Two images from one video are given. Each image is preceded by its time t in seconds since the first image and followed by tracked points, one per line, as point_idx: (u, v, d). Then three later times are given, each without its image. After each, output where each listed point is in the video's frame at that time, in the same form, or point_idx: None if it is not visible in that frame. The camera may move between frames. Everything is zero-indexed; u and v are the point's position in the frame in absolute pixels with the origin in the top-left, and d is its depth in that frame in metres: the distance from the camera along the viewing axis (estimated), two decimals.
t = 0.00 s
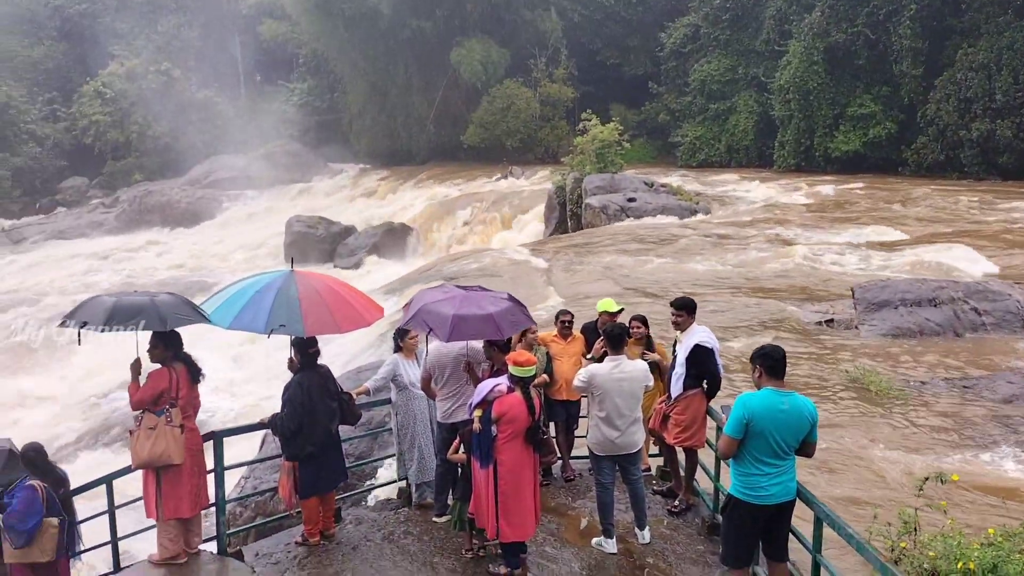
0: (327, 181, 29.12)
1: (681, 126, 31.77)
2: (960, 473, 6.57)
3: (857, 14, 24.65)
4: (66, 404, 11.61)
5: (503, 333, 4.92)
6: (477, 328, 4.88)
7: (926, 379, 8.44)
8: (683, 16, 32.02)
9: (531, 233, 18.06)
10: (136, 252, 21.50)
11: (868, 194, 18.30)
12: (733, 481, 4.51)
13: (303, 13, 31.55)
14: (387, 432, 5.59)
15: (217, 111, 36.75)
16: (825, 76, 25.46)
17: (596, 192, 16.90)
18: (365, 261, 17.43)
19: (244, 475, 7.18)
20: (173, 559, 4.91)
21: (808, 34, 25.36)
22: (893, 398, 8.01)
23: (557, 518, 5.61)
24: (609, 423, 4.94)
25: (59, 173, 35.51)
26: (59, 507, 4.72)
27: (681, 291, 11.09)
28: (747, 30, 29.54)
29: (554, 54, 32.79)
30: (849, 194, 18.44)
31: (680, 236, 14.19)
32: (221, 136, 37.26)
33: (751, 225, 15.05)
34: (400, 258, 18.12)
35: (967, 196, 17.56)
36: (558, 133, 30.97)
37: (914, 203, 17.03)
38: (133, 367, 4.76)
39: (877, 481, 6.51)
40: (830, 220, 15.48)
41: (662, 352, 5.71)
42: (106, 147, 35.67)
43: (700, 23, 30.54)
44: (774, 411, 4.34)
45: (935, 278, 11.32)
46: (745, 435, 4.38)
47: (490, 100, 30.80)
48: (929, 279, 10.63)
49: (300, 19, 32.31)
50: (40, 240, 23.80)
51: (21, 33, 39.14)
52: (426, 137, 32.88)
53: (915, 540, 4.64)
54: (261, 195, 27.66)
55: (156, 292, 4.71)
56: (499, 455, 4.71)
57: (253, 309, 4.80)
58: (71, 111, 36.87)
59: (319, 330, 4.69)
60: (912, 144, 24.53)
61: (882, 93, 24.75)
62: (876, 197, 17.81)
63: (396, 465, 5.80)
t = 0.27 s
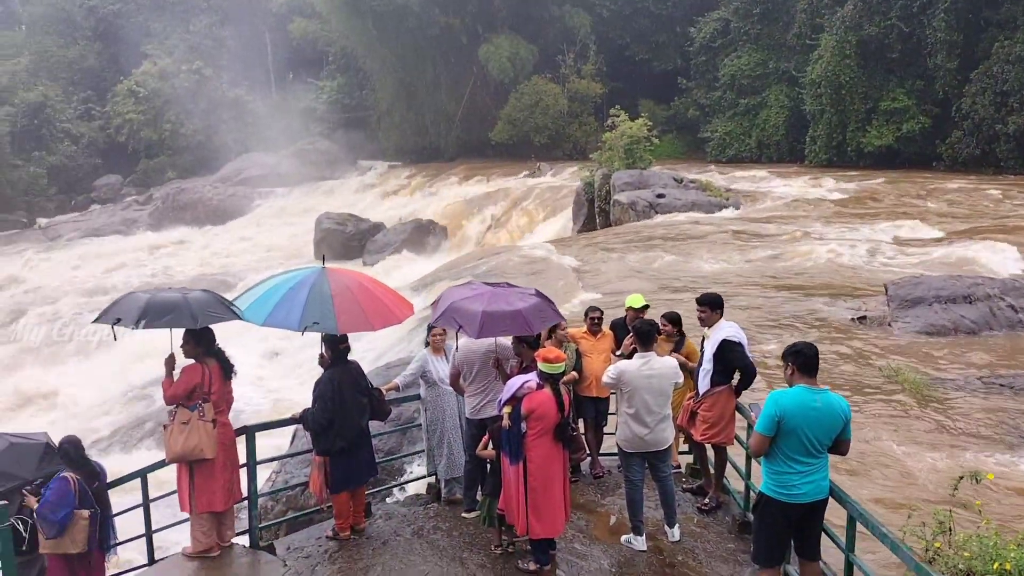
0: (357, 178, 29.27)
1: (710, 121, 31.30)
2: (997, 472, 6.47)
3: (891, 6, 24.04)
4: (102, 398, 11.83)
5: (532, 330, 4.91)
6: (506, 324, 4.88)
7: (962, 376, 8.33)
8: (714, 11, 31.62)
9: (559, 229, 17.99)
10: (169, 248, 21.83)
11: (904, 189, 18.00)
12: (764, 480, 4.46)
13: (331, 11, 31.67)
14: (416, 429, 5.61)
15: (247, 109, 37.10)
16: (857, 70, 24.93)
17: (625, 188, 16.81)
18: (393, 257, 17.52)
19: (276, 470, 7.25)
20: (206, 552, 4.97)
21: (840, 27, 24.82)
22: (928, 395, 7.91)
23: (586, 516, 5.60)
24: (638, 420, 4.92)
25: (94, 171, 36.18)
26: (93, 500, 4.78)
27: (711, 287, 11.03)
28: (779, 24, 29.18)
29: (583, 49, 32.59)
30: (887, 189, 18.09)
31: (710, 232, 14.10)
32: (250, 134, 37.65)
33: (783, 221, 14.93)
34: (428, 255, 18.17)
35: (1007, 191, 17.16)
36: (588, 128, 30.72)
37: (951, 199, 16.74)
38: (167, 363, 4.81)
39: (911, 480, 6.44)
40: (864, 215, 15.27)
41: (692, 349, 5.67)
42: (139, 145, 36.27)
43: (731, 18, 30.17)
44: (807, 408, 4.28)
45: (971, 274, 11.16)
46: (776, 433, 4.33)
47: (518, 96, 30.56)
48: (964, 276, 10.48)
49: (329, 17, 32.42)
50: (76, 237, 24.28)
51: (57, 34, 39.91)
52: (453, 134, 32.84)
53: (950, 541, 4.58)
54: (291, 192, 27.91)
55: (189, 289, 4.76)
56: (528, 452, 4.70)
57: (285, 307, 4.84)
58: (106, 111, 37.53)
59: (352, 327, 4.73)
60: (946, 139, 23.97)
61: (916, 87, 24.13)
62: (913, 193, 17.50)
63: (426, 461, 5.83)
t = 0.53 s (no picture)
0: (374, 177, 29.32)
1: (729, 120, 30.99)
2: (1020, 475, 6.40)
3: (912, 4, 23.77)
4: (123, 395, 11.93)
5: (550, 329, 4.91)
6: (524, 323, 4.88)
7: (984, 377, 8.26)
8: (732, 10, 31.34)
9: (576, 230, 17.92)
10: (188, 247, 21.99)
11: (927, 189, 17.78)
12: (784, 481, 4.42)
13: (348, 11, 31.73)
14: (433, 428, 5.62)
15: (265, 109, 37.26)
16: (878, 68, 24.55)
17: (643, 187, 16.74)
18: (410, 257, 17.55)
19: (294, 468, 7.28)
20: (226, 549, 4.99)
21: (861, 26, 24.53)
22: (950, 397, 7.84)
23: (604, 516, 5.60)
24: (657, 420, 4.90)
25: (115, 170, 36.56)
26: (114, 496, 4.82)
27: (730, 287, 10.97)
28: (798, 23, 28.88)
29: (601, 48, 32.12)
30: (910, 190, 17.85)
31: (729, 231, 14.02)
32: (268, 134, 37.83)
33: (802, 220, 14.87)
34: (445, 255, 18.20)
35: None
36: (605, 127, 30.40)
37: (974, 199, 16.53)
38: (187, 362, 4.84)
39: (932, 482, 6.39)
40: (885, 215, 15.14)
41: (710, 349, 5.65)
42: (160, 145, 36.58)
43: (750, 16, 29.92)
44: (827, 409, 4.24)
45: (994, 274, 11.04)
46: (796, 434, 4.30)
47: (536, 96, 30.40)
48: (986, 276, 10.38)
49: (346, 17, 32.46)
50: (97, 236, 24.52)
51: (79, 35, 40.31)
52: (471, 133, 32.76)
53: (972, 543, 4.53)
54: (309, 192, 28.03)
55: (207, 290, 4.77)
56: (546, 452, 4.69)
57: (306, 308, 4.85)
58: (127, 111, 37.89)
59: (373, 326, 4.74)
60: (968, 138, 23.66)
61: (937, 85, 23.89)
62: (936, 193, 17.29)
63: (443, 460, 5.84)
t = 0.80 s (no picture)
0: (394, 176, 29.37)
1: (751, 120, 30.73)
2: None
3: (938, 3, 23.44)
4: (145, 392, 12.02)
5: (571, 326, 4.91)
6: (545, 320, 4.88)
7: (1010, 380, 8.16)
8: (755, 8, 31.02)
9: (596, 229, 17.84)
10: (210, 245, 22.15)
11: (954, 190, 17.52)
12: (806, 483, 4.38)
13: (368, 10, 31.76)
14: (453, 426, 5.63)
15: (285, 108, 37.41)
16: (903, 69, 24.27)
17: (664, 186, 16.64)
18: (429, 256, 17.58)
19: (315, 465, 7.33)
20: (247, 545, 5.02)
21: (885, 24, 24.19)
22: (974, 400, 7.76)
23: (624, 516, 5.58)
24: (677, 420, 4.88)
25: (138, 169, 36.96)
26: (138, 490, 4.86)
27: (752, 287, 10.91)
28: (822, 22, 28.34)
29: (622, 47, 31.73)
30: (937, 190, 17.60)
31: (751, 231, 13.92)
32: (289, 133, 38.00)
33: (826, 220, 14.71)
34: (465, 254, 18.21)
35: None
36: (626, 126, 29.98)
37: (1002, 200, 16.27)
38: (210, 359, 4.87)
39: (957, 486, 6.33)
40: (910, 216, 14.95)
41: (730, 349, 5.62)
42: (183, 143, 36.87)
43: (773, 14, 29.61)
44: (850, 411, 4.19)
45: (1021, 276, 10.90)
46: (819, 436, 4.25)
47: (556, 95, 30.13)
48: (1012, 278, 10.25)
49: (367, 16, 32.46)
50: (120, 234, 24.75)
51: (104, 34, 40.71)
52: (491, 132, 32.67)
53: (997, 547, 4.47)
54: (330, 190, 28.15)
55: (230, 290, 4.80)
56: (566, 451, 4.68)
57: (329, 306, 4.86)
58: (151, 109, 38.22)
59: (397, 323, 4.76)
60: (995, 138, 23.28)
61: (963, 85, 23.58)
62: (963, 193, 17.03)
63: (463, 458, 5.85)
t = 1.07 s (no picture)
0: (416, 172, 29.43)
1: (775, 119, 30.48)
2: None
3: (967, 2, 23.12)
4: (169, 384, 12.16)
5: (592, 323, 4.91)
6: (566, 317, 4.88)
7: None
8: (781, 6, 30.74)
9: (617, 228, 17.78)
10: (233, 239, 22.34)
11: (984, 192, 17.25)
12: (828, 485, 4.34)
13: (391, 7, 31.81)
14: (474, 422, 5.64)
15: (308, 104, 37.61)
16: (930, 68, 23.96)
17: (686, 185, 16.55)
18: (450, 252, 17.63)
19: (334, 459, 7.37)
20: (268, 537, 5.07)
21: (913, 23, 23.90)
22: (999, 404, 7.67)
23: (643, 516, 5.58)
24: (697, 419, 4.86)
25: (164, 163, 37.41)
26: (163, 481, 4.93)
27: (774, 288, 10.84)
28: (848, 19, 28.16)
29: (646, 44, 31.46)
30: (965, 192, 17.37)
31: (773, 231, 13.84)
32: (310, 129, 38.18)
33: (851, 221, 14.56)
34: (485, 252, 18.23)
35: None
36: (648, 125, 29.67)
37: None
38: (233, 352, 4.90)
39: (980, 491, 6.25)
40: (937, 218, 14.77)
41: (751, 350, 5.59)
42: (207, 138, 37.21)
43: (799, 13, 29.34)
44: (873, 413, 4.14)
45: None
46: (841, 438, 4.21)
47: (579, 93, 29.83)
48: None
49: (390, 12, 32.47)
50: (145, 228, 25.03)
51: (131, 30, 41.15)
52: (513, 130, 32.58)
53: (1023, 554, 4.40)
54: (352, 186, 28.29)
55: (253, 285, 4.83)
56: (586, 449, 4.67)
57: (353, 300, 4.90)
58: (176, 104, 38.61)
59: (421, 318, 4.78)
60: None
61: (992, 85, 23.25)
62: (993, 195, 16.76)
63: (482, 455, 5.87)
